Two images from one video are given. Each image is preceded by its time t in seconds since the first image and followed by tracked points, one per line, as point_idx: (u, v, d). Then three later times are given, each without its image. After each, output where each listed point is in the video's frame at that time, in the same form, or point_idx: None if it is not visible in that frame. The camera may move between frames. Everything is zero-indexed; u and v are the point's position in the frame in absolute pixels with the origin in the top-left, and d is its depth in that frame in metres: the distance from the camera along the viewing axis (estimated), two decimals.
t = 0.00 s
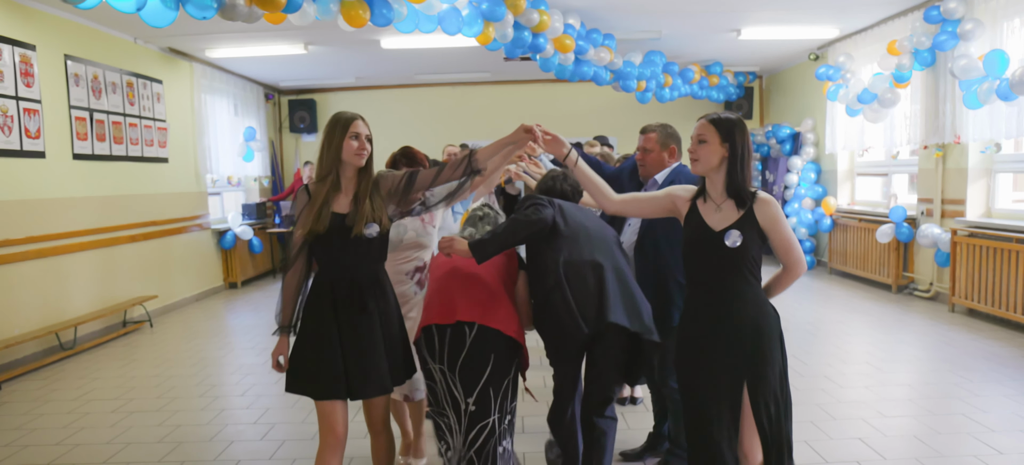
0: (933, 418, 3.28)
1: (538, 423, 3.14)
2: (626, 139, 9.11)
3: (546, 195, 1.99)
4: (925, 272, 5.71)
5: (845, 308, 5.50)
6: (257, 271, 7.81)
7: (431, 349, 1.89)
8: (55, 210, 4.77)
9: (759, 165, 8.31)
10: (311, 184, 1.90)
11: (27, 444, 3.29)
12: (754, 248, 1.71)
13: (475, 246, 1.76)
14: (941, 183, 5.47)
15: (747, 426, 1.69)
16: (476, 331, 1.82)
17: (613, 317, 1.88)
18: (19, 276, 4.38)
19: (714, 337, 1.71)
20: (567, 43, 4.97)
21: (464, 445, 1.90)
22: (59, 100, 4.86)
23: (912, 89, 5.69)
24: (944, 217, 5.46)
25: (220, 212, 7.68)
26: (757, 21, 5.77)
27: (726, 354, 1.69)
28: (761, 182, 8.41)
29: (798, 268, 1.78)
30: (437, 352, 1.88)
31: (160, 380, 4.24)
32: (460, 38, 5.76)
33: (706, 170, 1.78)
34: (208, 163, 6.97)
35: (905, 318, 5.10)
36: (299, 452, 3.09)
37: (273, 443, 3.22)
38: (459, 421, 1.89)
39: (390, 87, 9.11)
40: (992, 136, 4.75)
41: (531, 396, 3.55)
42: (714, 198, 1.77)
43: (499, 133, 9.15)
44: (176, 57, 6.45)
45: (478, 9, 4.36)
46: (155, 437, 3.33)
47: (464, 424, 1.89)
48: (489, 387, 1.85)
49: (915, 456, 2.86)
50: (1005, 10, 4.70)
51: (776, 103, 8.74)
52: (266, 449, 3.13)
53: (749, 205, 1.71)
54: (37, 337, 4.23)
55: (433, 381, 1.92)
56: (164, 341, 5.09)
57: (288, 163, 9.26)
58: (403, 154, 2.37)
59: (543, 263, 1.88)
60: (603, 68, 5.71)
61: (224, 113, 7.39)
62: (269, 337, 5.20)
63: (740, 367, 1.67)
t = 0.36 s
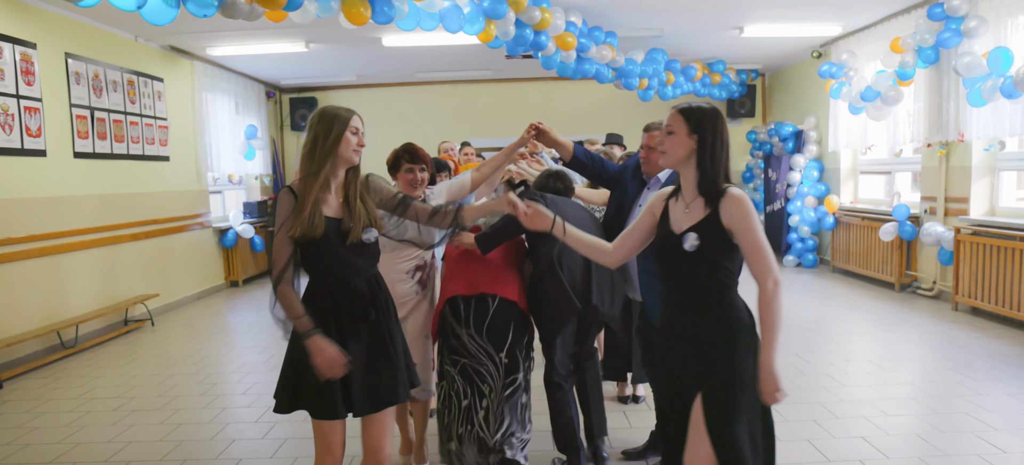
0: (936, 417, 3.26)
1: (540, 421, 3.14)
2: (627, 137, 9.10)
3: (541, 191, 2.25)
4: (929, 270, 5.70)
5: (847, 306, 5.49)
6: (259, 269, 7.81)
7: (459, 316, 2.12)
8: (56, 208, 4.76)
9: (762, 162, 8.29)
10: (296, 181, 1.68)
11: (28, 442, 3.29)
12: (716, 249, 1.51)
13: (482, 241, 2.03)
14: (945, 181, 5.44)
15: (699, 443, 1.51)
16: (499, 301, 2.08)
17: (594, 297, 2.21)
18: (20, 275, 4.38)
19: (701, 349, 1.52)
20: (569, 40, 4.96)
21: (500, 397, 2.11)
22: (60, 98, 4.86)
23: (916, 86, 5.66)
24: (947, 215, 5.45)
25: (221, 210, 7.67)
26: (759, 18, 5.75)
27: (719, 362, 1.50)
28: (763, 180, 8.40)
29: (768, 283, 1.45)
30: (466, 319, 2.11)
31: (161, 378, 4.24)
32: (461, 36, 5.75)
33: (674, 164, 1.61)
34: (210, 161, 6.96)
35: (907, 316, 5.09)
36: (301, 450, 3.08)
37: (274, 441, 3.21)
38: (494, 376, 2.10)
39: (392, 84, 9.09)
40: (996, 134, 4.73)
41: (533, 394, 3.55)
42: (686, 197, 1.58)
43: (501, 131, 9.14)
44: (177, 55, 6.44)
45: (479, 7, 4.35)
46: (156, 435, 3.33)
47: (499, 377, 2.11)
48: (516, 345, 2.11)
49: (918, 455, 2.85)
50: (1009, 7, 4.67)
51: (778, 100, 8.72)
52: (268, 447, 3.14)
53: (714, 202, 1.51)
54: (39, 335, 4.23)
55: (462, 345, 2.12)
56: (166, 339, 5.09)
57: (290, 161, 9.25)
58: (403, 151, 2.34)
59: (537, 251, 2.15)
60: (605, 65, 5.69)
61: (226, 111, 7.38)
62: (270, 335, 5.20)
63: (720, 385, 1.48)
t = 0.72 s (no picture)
0: (939, 415, 3.26)
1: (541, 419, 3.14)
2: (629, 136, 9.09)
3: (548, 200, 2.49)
4: (931, 269, 5.69)
5: (849, 304, 5.49)
6: (261, 267, 7.81)
7: (474, 308, 2.37)
8: (58, 207, 4.76)
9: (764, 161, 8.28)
10: (361, 185, 1.55)
11: (30, 441, 3.29)
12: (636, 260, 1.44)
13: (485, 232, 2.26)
14: (948, 179, 5.44)
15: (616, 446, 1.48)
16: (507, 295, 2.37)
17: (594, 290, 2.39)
18: (22, 274, 4.37)
19: (641, 357, 1.46)
20: (572, 39, 4.96)
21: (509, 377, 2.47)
22: (62, 97, 4.86)
23: (918, 85, 5.66)
24: (950, 214, 5.44)
25: (224, 209, 7.67)
26: (762, 17, 5.75)
27: (646, 422, 1.44)
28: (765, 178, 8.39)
29: (639, 296, 1.32)
30: (481, 309, 2.37)
31: (163, 377, 4.24)
32: (464, 34, 5.75)
33: (611, 175, 1.53)
34: (213, 160, 6.96)
35: (910, 315, 5.08)
36: (303, 449, 3.08)
37: (277, 440, 3.21)
38: (504, 361, 2.44)
39: (394, 83, 9.10)
40: (999, 132, 4.72)
41: (536, 393, 3.56)
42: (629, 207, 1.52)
43: (503, 129, 9.14)
44: (179, 54, 6.45)
45: (482, 6, 4.35)
46: (158, 435, 3.33)
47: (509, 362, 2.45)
48: (522, 332, 2.47)
49: (922, 454, 2.84)
50: (1012, 6, 4.67)
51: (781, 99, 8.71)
52: (271, 446, 3.14)
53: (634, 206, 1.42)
54: (41, 334, 4.24)
55: (478, 333, 2.39)
56: (168, 338, 5.09)
57: (292, 160, 9.26)
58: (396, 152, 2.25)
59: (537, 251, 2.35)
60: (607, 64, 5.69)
61: (228, 110, 7.38)
62: (272, 334, 5.19)
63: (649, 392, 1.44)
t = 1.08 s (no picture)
0: (941, 415, 3.26)
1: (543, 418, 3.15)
2: (630, 136, 9.10)
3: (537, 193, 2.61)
4: (932, 269, 5.69)
5: (851, 304, 5.49)
6: (263, 267, 7.82)
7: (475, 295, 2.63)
8: (60, 207, 4.77)
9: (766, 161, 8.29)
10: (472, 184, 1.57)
11: (33, 441, 3.29)
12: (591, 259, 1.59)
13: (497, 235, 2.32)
14: (949, 179, 5.44)
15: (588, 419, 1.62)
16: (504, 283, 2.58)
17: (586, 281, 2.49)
18: (25, 274, 4.38)
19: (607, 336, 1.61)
20: (573, 39, 4.97)
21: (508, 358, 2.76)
22: (64, 97, 4.86)
23: (921, 85, 5.65)
24: (952, 214, 5.44)
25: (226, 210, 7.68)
26: (764, 17, 5.75)
27: (612, 396, 1.59)
28: (767, 178, 8.40)
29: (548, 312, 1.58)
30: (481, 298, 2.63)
31: (165, 377, 4.24)
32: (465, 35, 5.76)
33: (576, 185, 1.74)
34: (215, 161, 6.96)
35: (912, 315, 5.09)
36: (305, 449, 3.08)
37: (279, 440, 3.21)
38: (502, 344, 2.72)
39: (395, 83, 9.10)
40: (1001, 132, 4.72)
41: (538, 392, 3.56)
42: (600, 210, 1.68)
43: (505, 130, 9.14)
44: (181, 54, 6.46)
45: (483, 6, 4.35)
46: (161, 434, 3.33)
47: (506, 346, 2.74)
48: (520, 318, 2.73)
49: (923, 453, 2.84)
50: (1014, 5, 4.66)
51: (782, 99, 8.72)
52: (272, 446, 3.14)
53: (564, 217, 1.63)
54: (43, 334, 4.24)
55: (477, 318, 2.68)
56: (170, 338, 5.10)
57: (294, 160, 9.27)
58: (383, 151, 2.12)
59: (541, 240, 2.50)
60: (608, 64, 5.69)
61: (229, 110, 7.38)
62: (274, 334, 5.20)
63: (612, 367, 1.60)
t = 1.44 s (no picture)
0: (942, 416, 3.26)
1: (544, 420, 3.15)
2: (631, 136, 9.10)
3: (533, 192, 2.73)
4: (933, 269, 5.69)
5: (852, 305, 5.49)
6: (264, 268, 7.83)
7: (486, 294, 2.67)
8: (61, 208, 4.77)
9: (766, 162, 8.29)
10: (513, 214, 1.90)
11: (34, 441, 3.30)
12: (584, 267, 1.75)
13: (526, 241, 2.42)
14: (950, 180, 5.44)
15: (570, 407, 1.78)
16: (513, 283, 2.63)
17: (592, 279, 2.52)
18: (26, 274, 4.39)
19: (591, 333, 1.76)
20: (574, 40, 4.97)
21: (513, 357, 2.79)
22: (65, 98, 4.86)
23: (922, 86, 5.66)
24: (952, 214, 5.44)
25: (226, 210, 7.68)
26: (765, 18, 5.75)
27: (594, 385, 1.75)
28: (768, 179, 8.40)
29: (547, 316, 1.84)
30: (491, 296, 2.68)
31: (166, 378, 4.24)
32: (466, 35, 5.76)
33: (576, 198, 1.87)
34: (215, 161, 6.95)
35: (912, 315, 5.09)
36: (306, 450, 3.08)
37: (280, 440, 3.21)
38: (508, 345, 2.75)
39: (396, 84, 9.10)
40: (1002, 132, 4.72)
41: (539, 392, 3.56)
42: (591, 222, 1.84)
43: (505, 130, 9.14)
44: (182, 55, 6.46)
45: (484, 6, 4.35)
46: (161, 435, 3.33)
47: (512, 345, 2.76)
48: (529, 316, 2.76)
49: (923, 454, 2.85)
50: (1014, 6, 4.66)
51: (783, 99, 8.72)
52: (273, 447, 3.14)
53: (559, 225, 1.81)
54: (44, 334, 4.24)
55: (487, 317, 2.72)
56: (171, 339, 5.10)
57: (294, 161, 9.27)
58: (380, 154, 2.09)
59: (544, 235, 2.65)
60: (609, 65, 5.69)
61: (230, 110, 7.38)
62: (275, 334, 5.21)
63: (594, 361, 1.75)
